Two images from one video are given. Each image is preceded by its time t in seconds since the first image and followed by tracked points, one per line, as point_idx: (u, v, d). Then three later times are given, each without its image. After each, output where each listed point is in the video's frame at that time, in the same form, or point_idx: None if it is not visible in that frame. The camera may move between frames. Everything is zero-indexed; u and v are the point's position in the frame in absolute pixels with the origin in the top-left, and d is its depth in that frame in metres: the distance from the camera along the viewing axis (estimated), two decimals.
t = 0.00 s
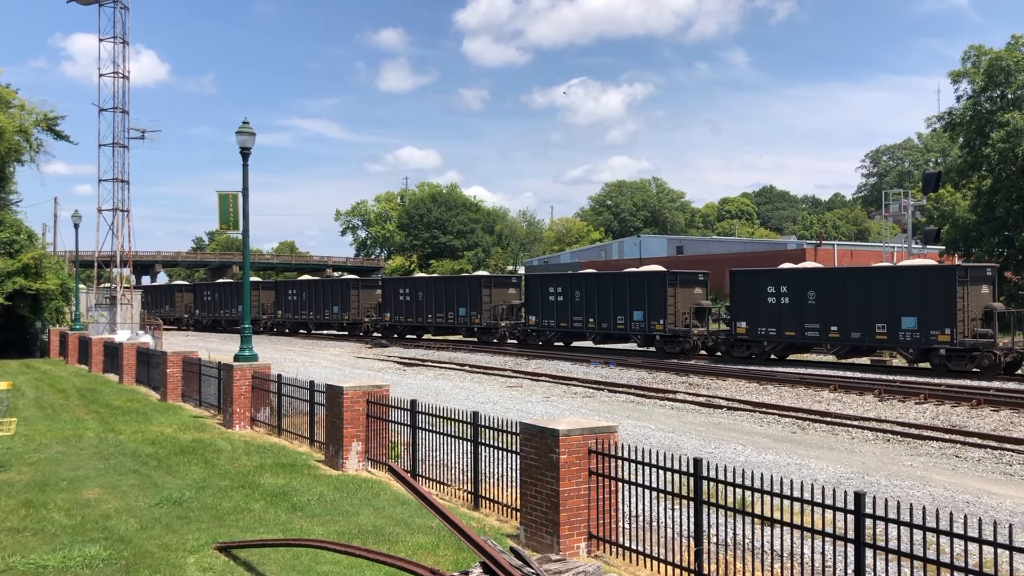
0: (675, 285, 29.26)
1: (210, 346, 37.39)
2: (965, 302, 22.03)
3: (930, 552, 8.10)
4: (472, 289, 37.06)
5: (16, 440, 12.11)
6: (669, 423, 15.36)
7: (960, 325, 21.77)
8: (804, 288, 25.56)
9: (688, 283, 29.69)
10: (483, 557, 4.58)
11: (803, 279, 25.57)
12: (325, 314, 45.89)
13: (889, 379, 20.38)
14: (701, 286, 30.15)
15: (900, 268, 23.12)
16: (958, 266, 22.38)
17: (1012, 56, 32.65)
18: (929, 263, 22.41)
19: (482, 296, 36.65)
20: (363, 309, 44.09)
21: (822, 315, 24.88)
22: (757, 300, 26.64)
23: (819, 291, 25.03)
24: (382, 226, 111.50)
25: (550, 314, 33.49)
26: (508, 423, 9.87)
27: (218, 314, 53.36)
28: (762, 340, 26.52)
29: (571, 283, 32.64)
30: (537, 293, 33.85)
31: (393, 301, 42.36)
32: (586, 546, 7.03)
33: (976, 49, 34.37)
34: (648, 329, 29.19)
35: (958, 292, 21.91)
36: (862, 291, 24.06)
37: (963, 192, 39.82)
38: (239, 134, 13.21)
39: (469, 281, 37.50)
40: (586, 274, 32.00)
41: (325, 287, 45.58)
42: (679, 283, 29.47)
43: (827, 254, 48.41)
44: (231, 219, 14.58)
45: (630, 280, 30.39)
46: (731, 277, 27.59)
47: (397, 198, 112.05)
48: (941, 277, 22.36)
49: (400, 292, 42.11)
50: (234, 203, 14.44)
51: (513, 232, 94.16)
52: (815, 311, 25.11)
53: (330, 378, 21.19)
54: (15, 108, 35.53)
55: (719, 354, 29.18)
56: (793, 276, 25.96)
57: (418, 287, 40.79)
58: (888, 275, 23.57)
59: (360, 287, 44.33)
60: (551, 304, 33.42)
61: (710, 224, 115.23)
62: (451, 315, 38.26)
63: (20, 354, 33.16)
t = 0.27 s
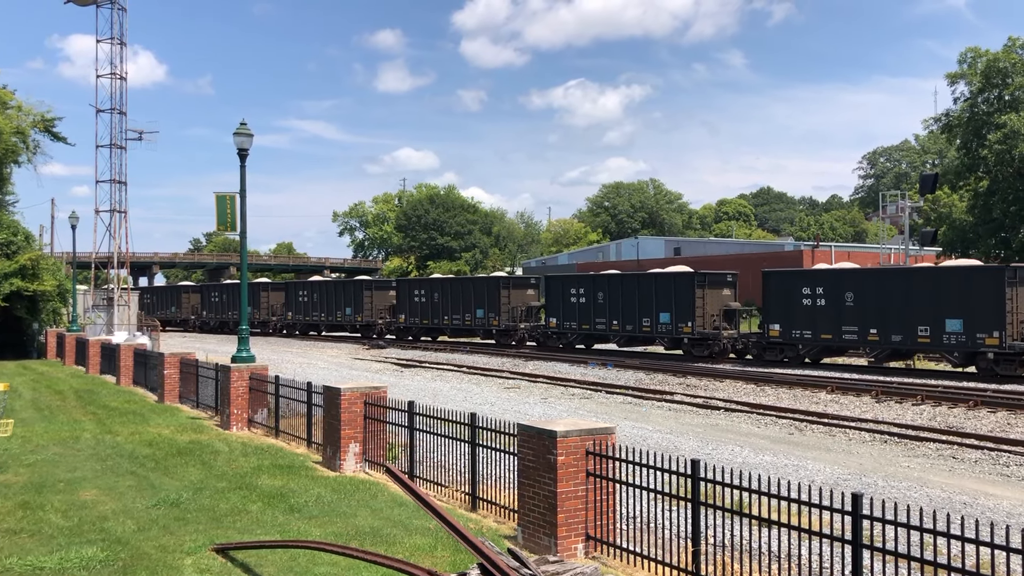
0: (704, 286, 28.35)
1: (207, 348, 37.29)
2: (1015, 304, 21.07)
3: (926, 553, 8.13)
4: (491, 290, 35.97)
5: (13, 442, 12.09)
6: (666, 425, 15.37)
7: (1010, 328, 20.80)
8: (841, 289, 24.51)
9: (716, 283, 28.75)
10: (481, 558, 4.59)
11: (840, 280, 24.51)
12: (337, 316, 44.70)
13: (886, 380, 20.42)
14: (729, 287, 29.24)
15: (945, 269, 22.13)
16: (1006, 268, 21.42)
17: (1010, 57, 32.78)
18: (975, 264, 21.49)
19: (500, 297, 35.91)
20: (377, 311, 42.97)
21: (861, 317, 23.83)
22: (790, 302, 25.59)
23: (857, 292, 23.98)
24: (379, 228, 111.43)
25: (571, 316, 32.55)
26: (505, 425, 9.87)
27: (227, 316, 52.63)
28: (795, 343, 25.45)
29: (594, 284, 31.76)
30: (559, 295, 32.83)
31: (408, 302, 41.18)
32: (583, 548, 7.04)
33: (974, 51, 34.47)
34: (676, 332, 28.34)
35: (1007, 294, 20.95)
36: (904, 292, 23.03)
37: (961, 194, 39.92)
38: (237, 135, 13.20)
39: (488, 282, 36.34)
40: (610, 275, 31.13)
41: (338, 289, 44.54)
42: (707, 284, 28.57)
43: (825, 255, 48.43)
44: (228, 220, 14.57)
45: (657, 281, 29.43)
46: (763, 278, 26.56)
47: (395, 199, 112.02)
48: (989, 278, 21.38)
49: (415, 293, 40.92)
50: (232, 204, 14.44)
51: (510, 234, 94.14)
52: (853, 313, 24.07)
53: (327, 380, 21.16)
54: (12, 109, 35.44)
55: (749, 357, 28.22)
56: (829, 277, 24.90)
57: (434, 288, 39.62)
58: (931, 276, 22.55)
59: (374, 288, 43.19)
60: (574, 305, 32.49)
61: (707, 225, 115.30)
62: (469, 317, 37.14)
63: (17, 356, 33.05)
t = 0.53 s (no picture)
0: (735, 287, 27.35)
1: (204, 349, 37.26)
2: None
3: (923, 554, 8.14)
4: (510, 291, 35.05)
5: (9, 443, 12.07)
6: (664, 426, 15.36)
7: None
8: (880, 289, 23.53)
9: (747, 284, 27.77)
10: (478, 560, 4.57)
11: (880, 280, 23.53)
12: (349, 317, 43.63)
13: (882, 381, 20.45)
14: (760, 288, 28.25)
15: (993, 269, 21.21)
16: None
17: (1006, 59, 32.89)
18: None
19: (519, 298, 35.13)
20: (391, 312, 41.92)
21: (903, 319, 22.88)
22: (827, 303, 24.62)
23: (899, 292, 23.02)
24: (377, 229, 111.40)
25: (594, 317, 31.48)
26: (503, 426, 9.84)
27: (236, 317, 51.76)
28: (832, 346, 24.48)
29: (619, 285, 30.77)
30: (581, 296, 31.84)
31: (423, 303, 40.16)
32: (580, 549, 7.04)
33: (971, 52, 34.56)
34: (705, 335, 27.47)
35: None
36: (948, 293, 22.09)
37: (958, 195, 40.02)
38: (234, 136, 13.19)
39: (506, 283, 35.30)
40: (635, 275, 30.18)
41: (349, 290, 43.59)
42: (738, 285, 27.57)
43: (822, 257, 48.38)
44: (225, 221, 14.54)
45: (685, 282, 28.51)
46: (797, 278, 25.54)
47: (392, 200, 112.03)
48: None
49: (430, 294, 39.87)
50: (229, 204, 14.42)
51: (508, 235, 94.15)
52: (894, 315, 23.11)
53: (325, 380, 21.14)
54: (9, 109, 35.37)
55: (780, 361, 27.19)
56: (868, 277, 23.96)
57: (450, 289, 38.57)
58: (978, 276, 21.61)
59: (387, 289, 42.18)
60: (597, 306, 31.44)
61: (705, 226, 115.37)
62: (486, 318, 36.15)
63: (13, 356, 32.99)
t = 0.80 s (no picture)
0: (767, 287, 26.42)
1: (201, 349, 37.24)
2: None
3: (920, 555, 8.17)
4: (530, 291, 33.94)
5: (6, 443, 12.06)
6: (661, 426, 15.37)
7: None
8: (923, 290, 22.52)
9: (779, 284, 26.83)
10: (476, 561, 4.57)
11: (923, 281, 22.51)
12: (363, 318, 42.76)
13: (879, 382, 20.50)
14: (792, 289, 27.29)
15: None
16: None
17: (1003, 61, 32.93)
18: None
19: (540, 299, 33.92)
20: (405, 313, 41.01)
21: (946, 321, 21.88)
22: (865, 304, 23.62)
23: (943, 293, 22.01)
24: (375, 229, 111.37)
25: (618, 319, 30.52)
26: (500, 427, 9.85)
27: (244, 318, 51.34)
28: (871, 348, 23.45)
29: (645, 285, 29.81)
30: (605, 297, 30.87)
31: (439, 303, 39.14)
32: (578, 549, 7.04)
33: (968, 54, 34.59)
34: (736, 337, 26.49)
35: None
36: (997, 294, 21.06)
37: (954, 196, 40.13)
38: (231, 136, 13.18)
39: (526, 283, 34.28)
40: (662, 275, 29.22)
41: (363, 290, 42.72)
42: (770, 285, 26.63)
43: (819, 257, 48.40)
44: (223, 221, 14.53)
45: (714, 282, 27.56)
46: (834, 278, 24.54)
47: (390, 200, 112.08)
48: None
49: (447, 294, 38.83)
50: (226, 205, 14.41)
51: (505, 236, 94.19)
52: (937, 317, 22.11)
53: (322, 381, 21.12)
54: (6, 109, 35.31)
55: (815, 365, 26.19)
56: (910, 277, 22.94)
57: (467, 290, 37.58)
58: None
59: (402, 289, 41.21)
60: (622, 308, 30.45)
61: (702, 227, 115.49)
62: (505, 320, 35.20)
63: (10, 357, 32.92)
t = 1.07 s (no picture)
0: (803, 287, 25.65)
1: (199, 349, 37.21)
2: None
3: (918, 555, 8.17)
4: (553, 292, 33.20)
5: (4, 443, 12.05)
6: (660, 426, 15.37)
7: None
8: (971, 291, 21.54)
9: (814, 284, 26.05)
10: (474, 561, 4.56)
11: (972, 280, 21.52)
12: (377, 318, 42.11)
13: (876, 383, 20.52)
14: (827, 290, 26.49)
15: None
16: None
17: (1001, 61, 32.94)
18: None
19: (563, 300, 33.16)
20: (421, 313, 40.35)
21: (997, 322, 20.88)
22: (909, 304, 22.65)
23: (993, 293, 21.02)
24: (373, 229, 111.37)
25: (645, 321, 29.70)
26: (499, 427, 9.83)
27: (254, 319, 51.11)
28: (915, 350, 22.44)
29: (673, 286, 29.00)
30: (631, 295, 30.02)
31: (457, 304, 38.44)
32: (576, 549, 7.04)
33: (966, 55, 34.65)
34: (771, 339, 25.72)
35: None
36: None
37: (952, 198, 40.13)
38: (230, 136, 13.17)
39: (548, 283, 33.59)
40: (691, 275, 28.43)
41: (376, 290, 42.18)
42: (806, 285, 25.86)
43: (818, 258, 48.44)
44: (221, 221, 14.53)
45: (747, 282, 26.79)
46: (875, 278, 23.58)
47: (388, 201, 112.11)
48: None
49: (465, 295, 38.11)
50: (224, 205, 14.40)
51: (504, 236, 94.18)
52: (986, 318, 21.12)
53: (320, 381, 21.11)
54: (4, 109, 35.28)
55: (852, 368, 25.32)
56: (957, 277, 21.96)
57: (486, 290, 36.90)
58: None
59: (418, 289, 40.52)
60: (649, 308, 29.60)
61: (700, 227, 115.55)
62: (526, 321, 34.49)
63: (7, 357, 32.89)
